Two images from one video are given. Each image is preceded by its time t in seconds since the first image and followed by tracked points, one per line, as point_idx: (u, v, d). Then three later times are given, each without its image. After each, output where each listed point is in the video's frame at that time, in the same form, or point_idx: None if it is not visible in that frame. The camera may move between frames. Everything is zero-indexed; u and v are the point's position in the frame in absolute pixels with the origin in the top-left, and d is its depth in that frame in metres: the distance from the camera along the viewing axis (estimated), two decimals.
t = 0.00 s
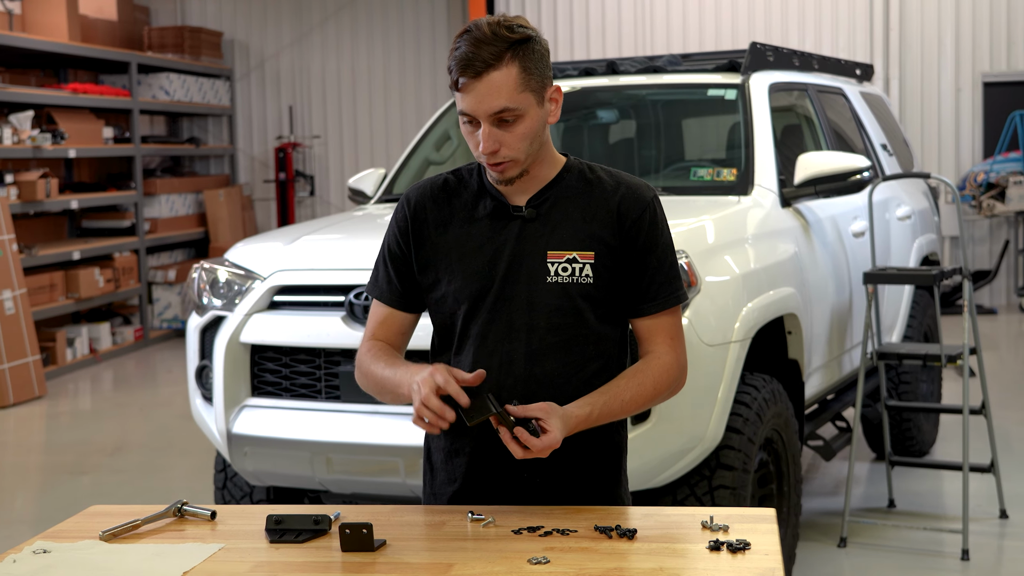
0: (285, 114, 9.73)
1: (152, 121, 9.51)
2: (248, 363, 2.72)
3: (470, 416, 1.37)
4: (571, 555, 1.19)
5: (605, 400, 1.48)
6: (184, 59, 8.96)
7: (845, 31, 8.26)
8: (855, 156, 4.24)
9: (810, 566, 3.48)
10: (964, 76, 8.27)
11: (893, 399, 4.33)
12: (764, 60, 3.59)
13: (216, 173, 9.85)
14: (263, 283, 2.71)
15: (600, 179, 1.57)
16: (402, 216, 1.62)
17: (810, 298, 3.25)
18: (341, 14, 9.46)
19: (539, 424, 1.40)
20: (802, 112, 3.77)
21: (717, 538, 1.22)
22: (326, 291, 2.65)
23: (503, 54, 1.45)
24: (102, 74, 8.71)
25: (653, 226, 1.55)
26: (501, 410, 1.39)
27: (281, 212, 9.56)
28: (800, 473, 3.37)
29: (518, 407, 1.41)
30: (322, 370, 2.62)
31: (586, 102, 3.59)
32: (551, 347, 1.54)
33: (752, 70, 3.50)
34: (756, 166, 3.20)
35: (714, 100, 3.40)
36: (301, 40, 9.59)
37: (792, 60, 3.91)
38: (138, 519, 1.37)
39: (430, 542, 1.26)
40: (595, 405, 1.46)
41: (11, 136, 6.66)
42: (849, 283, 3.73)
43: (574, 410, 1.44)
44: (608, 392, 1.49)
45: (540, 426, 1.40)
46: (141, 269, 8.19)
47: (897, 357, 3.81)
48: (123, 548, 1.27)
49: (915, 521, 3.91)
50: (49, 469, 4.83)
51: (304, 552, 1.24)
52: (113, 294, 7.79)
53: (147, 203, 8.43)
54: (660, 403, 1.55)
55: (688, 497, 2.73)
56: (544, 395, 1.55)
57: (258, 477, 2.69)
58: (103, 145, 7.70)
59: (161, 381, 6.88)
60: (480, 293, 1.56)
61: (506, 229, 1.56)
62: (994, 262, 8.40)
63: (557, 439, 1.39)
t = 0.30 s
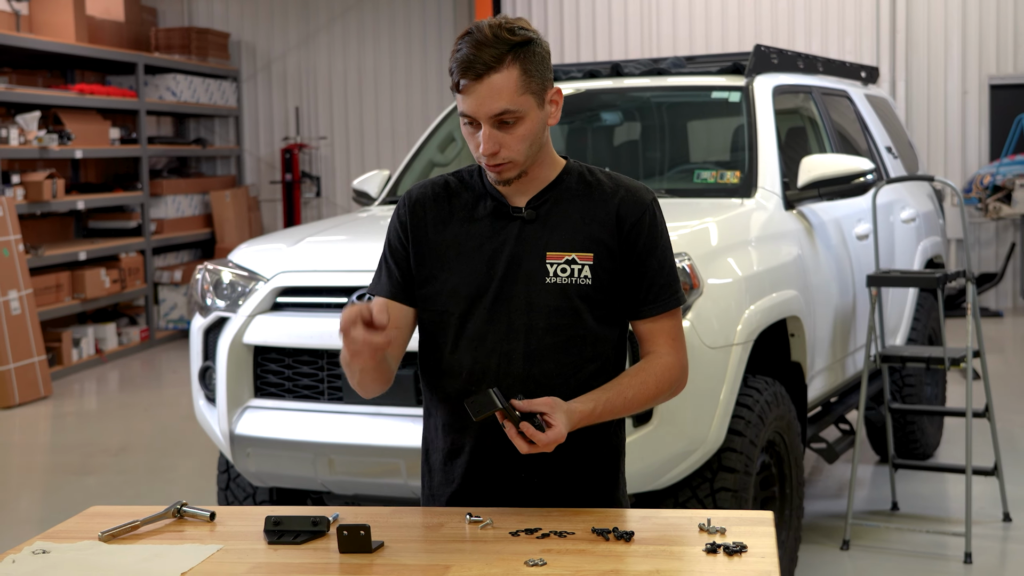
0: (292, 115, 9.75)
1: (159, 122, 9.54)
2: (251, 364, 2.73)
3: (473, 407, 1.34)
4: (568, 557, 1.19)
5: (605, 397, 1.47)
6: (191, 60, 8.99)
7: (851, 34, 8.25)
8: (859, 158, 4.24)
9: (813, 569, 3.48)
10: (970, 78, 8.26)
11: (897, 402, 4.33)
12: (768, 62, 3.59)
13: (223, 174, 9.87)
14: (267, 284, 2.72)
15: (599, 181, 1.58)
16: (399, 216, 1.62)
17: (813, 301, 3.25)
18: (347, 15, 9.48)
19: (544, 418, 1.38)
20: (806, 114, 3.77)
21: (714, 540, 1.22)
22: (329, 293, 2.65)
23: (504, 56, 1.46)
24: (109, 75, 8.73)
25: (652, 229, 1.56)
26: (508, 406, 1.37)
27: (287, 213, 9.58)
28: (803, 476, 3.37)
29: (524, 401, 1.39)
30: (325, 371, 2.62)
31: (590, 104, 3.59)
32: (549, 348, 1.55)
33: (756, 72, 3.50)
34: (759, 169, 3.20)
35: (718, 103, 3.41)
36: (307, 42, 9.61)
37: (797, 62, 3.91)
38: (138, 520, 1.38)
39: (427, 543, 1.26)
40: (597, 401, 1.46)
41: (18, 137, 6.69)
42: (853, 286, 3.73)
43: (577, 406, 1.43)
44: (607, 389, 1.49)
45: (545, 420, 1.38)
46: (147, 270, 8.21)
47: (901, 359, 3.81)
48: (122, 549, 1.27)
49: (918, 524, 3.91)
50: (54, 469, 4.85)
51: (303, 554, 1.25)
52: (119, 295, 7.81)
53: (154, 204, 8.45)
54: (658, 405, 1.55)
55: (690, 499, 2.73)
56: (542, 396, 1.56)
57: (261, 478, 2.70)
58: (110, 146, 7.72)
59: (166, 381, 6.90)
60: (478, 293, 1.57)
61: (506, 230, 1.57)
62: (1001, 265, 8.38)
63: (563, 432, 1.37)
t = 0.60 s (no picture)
0: (296, 119, 9.77)
1: (164, 126, 9.56)
2: (252, 367, 2.74)
3: (471, 409, 1.35)
4: (562, 560, 1.20)
5: (600, 392, 1.48)
6: (196, 63, 9.01)
7: (856, 38, 8.26)
8: (861, 161, 4.24)
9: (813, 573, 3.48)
10: (975, 82, 8.25)
11: (898, 406, 4.33)
12: (770, 67, 3.60)
13: (227, 177, 9.90)
14: (267, 287, 2.73)
15: (595, 186, 1.59)
16: (396, 224, 1.62)
17: (814, 305, 3.25)
18: (352, 19, 9.50)
19: (541, 407, 1.40)
20: (808, 118, 3.77)
21: (707, 544, 1.23)
22: (330, 297, 2.67)
23: (512, 60, 1.46)
24: (114, 78, 8.76)
25: (649, 233, 1.57)
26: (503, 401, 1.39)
27: (291, 216, 9.61)
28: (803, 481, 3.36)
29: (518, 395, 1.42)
30: (326, 374, 2.63)
31: (592, 108, 3.59)
32: (549, 353, 1.56)
33: (758, 76, 3.50)
34: (760, 172, 3.20)
35: (719, 107, 3.41)
36: (312, 46, 9.64)
37: (798, 66, 3.92)
38: (134, 523, 1.38)
39: (423, 547, 1.27)
40: (584, 393, 1.47)
41: (22, 140, 6.71)
42: (854, 290, 3.73)
43: (567, 394, 1.45)
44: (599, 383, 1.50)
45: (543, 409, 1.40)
46: (151, 273, 8.24)
47: (902, 364, 3.80)
48: (118, 552, 1.28)
49: (918, 528, 3.91)
50: (57, 472, 4.86)
51: (298, 557, 1.25)
52: (123, 297, 7.83)
53: (158, 207, 8.48)
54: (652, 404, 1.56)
55: (689, 504, 2.74)
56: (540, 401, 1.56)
57: (261, 481, 2.71)
58: (114, 149, 7.74)
59: (169, 384, 6.91)
60: (478, 298, 1.57)
61: (503, 235, 1.57)
62: (1005, 269, 8.37)
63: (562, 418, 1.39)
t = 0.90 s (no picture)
0: (296, 119, 9.78)
1: (164, 126, 9.57)
2: (248, 367, 2.74)
3: (461, 427, 1.36)
4: (553, 560, 1.20)
5: (587, 393, 1.49)
6: (196, 64, 9.02)
7: (855, 38, 8.26)
8: (858, 160, 4.24)
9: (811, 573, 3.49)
10: (974, 83, 8.26)
11: (896, 406, 4.33)
12: (767, 67, 3.60)
13: (227, 177, 9.91)
14: (264, 287, 2.73)
15: (585, 186, 1.59)
16: (389, 226, 1.63)
17: (811, 306, 3.26)
18: (352, 19, 9.50)
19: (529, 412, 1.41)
20: (805, 117, 3.78)
21: (698, 544, 1.23)
22: (326, 296, 2.67)
23: (495, 62, 1.47)
24: (113, 79, 8.77)
25: (638, 232, 1.57)
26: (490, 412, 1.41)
27: (291, 216, 9.62)
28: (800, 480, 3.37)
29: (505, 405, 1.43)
30: (322, 374, 2.64)
31: (590, 108, 3.61)
32: (538, 353, 1.56)
33: (756, 77, 3.50)
34: (757, 173, 3.21)
35: (716, 107, 3.41)
36: (312, 45, 9.64)
37: (796, 66, 3.92)
38: (127, 522, 1.39)
39: (416, 546, 1.27)
40: (568, 395, 1.48)
41: (22, 140, 6.71)
42: (851, 289, 3.74)
43: (552, 395, 1.46)
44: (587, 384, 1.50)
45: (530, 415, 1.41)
46: (151, 273, 8.24)
47: (900, 363, 3.81)
48: (110, 551, 1.29)
49: (916, 528, 3.92)
50: (57, 472, 4.86)
51: (291, 557, 1.26)
52: (123, 297, 7.84)
53: (158, 207, 8.49)
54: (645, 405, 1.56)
55: (686, 503, 2.74)
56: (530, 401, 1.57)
57: (259, 481, 2.72)
58: (114, 149, 7.75)
59: (170, 384, 6.92)
60: (468, 299, 1.58)
61: (493, 236, 1.58)
62: (1004, 268, 8.38)
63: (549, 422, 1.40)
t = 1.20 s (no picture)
0: (300, 121, 9.79)
1: (169, 128, 9.59)
2: (251, 370, 2.75)
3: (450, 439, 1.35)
4: (550, 562, 1.20)
5: (580, 402, 1.49)
6: (200, 66, 9.04)
7: (859, 40, 8.26)
8: (861, 162, 4.24)
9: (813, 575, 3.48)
10: (979, 85, 8.25)
11: (899, 408, 4.32)
12: (769, 69, 3.59)
13: (232, 179, 9.92)
14: (266, 290, 2.74)
15: (585, 189, 1.59)
16: (390, 228, 1.64)
17: (813, 308, 3.25)
18: (356, 22, 9.51)
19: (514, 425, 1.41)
20: (807, 119, 3.78)
21: (696, 547, 1.23)
22: (328, 299, 2.68)
23: (482, 62, 1.47)
24: (118, 81, 8.79)
25: (637, 236, 1.57)
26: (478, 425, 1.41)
27: (295, 219, 9.63)
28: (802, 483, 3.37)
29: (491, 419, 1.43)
30: (324, 377, 2.64)
31: (593, 111, 3.62)
32: (537, 356, 1.56)
33: (758, 79, 3.50)
34: (759, 175, 3.21)
35: (718, 110, 3.42)
36: (317, 48, 9.66)
37: (799, 69, 3.92)
38: (126, 525, 1.39)
39: (415, 549, 1.27)
40: (561, 402, 1.48)
41: (26, 143, 6.73)
42: (854, 292, 3.73)
43: (542, 407, 1.46)
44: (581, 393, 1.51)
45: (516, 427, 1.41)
46: (155, 276, 8.25)
47: (902, 366, 3.80)
48: (109, 554, 1.29)
49: (919, 530, 3.91)
50: (61, 474, 4.87)
51: (289, 559, 1.26)
52: (128, 300, 7.85)
53: (162, 210, 8.50)
54: (643, 411, 1.56)
55: (687, 506, 2.74)
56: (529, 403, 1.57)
57: (260, 483, 2.72)
58: (118, 152, 7.77)
59: (174, 387, 6.93)
60: (467, 301, 1.58)
61: (491, 239, 1.59)
62: (1009, 271, 8.37)
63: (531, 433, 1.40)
